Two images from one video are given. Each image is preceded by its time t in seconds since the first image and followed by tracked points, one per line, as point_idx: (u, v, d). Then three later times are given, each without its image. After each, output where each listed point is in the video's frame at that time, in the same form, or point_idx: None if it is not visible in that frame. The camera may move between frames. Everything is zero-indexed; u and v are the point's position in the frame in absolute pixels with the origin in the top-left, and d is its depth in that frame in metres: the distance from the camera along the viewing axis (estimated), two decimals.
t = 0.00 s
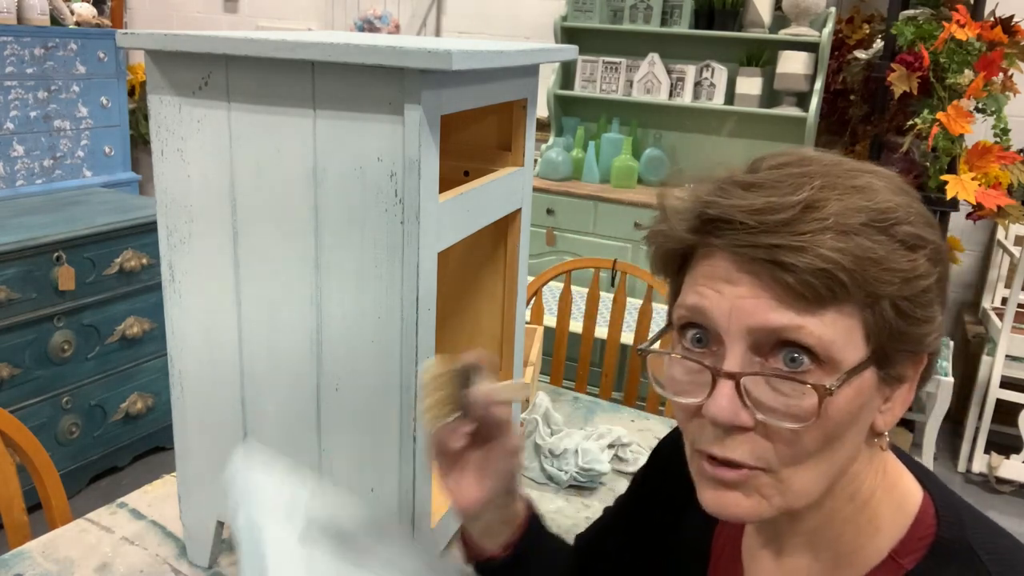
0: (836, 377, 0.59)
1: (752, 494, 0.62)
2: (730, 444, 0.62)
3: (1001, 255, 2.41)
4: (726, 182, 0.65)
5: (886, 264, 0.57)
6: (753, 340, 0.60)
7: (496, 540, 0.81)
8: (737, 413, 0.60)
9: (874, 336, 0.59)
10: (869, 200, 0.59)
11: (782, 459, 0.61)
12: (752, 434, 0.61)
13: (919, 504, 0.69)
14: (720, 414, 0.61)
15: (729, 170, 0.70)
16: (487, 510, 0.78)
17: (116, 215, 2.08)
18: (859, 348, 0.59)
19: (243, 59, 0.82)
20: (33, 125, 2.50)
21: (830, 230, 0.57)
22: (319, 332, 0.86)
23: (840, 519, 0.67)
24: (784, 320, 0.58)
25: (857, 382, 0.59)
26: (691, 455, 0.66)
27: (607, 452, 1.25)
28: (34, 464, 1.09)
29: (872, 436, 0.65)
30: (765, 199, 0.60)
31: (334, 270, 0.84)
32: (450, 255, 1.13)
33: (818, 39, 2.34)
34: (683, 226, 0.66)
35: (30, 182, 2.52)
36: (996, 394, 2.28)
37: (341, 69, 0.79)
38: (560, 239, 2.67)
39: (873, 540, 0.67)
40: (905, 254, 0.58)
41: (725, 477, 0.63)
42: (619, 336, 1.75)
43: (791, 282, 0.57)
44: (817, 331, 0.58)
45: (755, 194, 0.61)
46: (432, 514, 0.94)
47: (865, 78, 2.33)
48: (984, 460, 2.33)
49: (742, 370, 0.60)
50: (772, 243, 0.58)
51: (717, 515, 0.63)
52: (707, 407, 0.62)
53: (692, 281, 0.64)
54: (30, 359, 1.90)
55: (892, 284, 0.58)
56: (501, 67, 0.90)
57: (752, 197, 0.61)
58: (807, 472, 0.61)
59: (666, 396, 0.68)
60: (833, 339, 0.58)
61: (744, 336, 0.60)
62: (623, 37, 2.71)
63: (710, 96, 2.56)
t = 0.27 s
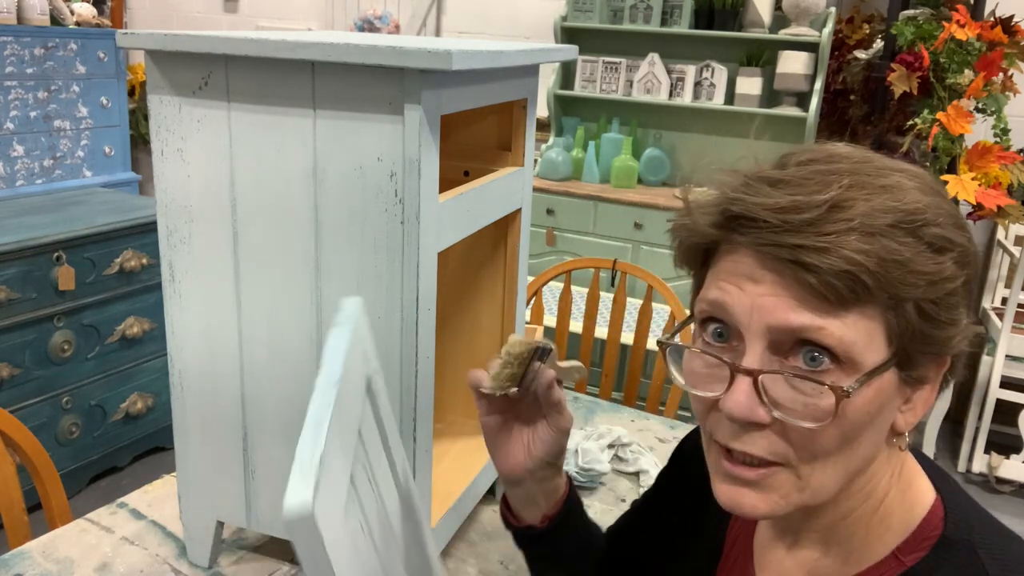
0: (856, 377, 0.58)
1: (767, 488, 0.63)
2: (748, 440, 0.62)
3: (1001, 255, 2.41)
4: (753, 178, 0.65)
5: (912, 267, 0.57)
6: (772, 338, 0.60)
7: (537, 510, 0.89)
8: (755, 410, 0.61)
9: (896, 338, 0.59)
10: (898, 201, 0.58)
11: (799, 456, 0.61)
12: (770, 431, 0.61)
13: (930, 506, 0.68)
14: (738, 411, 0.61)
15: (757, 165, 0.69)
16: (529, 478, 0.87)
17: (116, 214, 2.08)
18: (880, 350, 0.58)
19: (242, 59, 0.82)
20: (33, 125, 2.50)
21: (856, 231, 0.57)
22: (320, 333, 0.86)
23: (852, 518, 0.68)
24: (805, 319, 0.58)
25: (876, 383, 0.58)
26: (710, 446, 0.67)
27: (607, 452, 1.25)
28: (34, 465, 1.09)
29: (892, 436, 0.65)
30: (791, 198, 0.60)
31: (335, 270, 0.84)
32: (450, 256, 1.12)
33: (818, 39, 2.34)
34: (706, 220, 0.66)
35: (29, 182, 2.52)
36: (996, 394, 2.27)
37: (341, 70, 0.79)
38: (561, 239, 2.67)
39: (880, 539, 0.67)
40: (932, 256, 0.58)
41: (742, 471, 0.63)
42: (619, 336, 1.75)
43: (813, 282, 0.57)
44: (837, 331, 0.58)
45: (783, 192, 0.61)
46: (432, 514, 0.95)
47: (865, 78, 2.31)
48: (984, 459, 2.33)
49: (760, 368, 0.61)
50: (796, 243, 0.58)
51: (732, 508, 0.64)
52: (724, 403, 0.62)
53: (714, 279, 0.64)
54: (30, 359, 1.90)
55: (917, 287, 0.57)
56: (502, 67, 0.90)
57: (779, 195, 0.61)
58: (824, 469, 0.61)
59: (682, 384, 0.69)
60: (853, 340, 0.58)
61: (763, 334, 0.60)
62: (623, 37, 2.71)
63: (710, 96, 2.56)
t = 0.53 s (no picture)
0: (854, 385, 0.58)
1: (760, 493, 0.63)
2: (742, 445, 0.63)
3: (1001, 255, 2.41)
4: (753, 178, 0.64)
5: (912, 275, 0.57)
6: (769, 344, 0.60)
7: (535, 506, 0.94)
8: (750, 415, 0.61)
9: (894, 345, 0.59)
10: (899, 206, 0.58)
11: (794, 461, 0.61)
12: (764, 436, 0.61)
13: (913, 511, 0.68)
14: (734, 417, 0.61)
15: (756, 165, 0.68)
16: (523, 477, 0.92)
17: (116, 215, 2.08)
18: (877, 357, 0.59)
19: (242, 59, 0.82)
20: (33, 125, 2.50)
21: (857, 238, 0.57)
22: (320, 333, 0.86)
23: (839, 521, 0.68)
24: (803, 326, 0.58)
25: (873, 391, 0.59)
26: (704, 447, 0.68)
27: (607, 452, 1.25)
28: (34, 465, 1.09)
29: (888, 439, 0.65)
30: (792, 201, 0.60)
31: (334, 271, 0.84)
32: (449, 257, 1.14)
33: (818, 39, 2.34)
34: (704, 222, 0.65)
35: (29, 182, 2.52)
36: (996, 394, 2.27)
37: (341, 69, 0.78)
38: (561, 239, 2.67)
39: (864, 543, 0.68)
40: (932, 263, 0.58)
41: (736, 474, 0.64)
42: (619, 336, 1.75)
43: (812, 288, 0.57)
44: (835, 339, 0.58)
45: (783, 196, 0.60)
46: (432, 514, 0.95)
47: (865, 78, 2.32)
48: (984, 460, 2.33)
49: (756, 374, 0.61)
50: (796, 249, 0.58)
51: (724, 510, 0.65)
52: (719, 409, 0.62)
53: (711, 281, 0.64)
54: (30, 359, 1.90)
55: (916, 294, 0.57)
56: (501, 67, 0.90)
57: (779, 198, 0.60)
58: (818, 475, 0.61)
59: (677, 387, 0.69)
60: (851, 348, 0.58)
61: (759, 340, 0.60)
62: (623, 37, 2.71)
63: (710, 96, 2.56)
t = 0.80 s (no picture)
0: (847, 389, 0.58)
1: (752, 500, 0.63)
2: (735, 452, 0.62)
3: (1001, 255, 2.41)
4: (741, 180, 0.64)
5: (902, 277, 0.57)
6: (762, 348, 0.60)
7: (531, 512, 0.94)
8: (744, 422, 0.61)
9: (885, 348, 0.59)
10: (888, 208, 0.58)
11: (787, 468, 0.61)
12: (757, 443, 0.61)
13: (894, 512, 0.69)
14: (728, 424, 0.61)
15: (738, 166, 0.69)
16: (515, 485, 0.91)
17: (115, 215, 2.08)
18: (869, 359, 0.59)
19: (242, 58, 0.82)
20: (33, 125, 2.50)
21: (849, 240, 0.57)
22: (319, 332, 0.86)
23: (826, 526, 0.68)
24: (797, 328, 0.58)
25: (865, 394, 0.59)
26: (693, 457, 0.67)
27: (608, 452, 1.25)
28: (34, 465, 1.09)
29: (875, 441, 0.65)
30: (783, 204, 0.59)
31: (334, 270, 0.84)
32: (451, 256, 1.13)
33: (818, 39, 2.34)
34: (694, 225, 0.65)
35: (30, 182, 2.52)
36: (996, 394, 2.27)
37: (342, 69, 0.78)
38: (561, 239, 2.67)
39: (844, 546, 0.68)
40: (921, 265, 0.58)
41: (726, 482, 0.64)
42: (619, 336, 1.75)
43: (807, 292, 0.57)
44: (830, 342, 0.58)
45: (773, 198, 0.60)
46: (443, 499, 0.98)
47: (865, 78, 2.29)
48: (984, 460, 2.33)
49: (748, 379, 0.60)
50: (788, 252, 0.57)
51: (716, 519, 0.65)
52: (712, 416, 0.62)
53: (701, 286, 0.64)
54: (30, 359, 1.90)
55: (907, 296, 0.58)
56: (501, 68, 0.90)
57: (770, 201, 0.60)
58: (809, 480, 0.62)
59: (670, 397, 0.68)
60: (843, 350, 0.58)
61: (752, 344, 0.60)
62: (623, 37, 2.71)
63: (710, 96, 2.56)
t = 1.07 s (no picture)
0: (834, 400, 0.59)
1: (734, 509, 0.63)
2: (719, 459, 0.62)
3: (1001, 255, 2.41)
4: (731, 185, 0.64)
5: (893, 287, 0.57)
6: (748, 356, 0.60)
7: (531, 518, 0.94)
8: (729, 430, 0.61)
9: (873, 358, 0.59)
10: (879, 217, 0.57)
11: (771, 477, 0.61)
12: (741, 452, 0.61)
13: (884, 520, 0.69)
14: (713, 432, 0.61)
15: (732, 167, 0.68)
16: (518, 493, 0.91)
17: (116, 215, 2.08)
18: (856, 370, 0.59)
19: (242, 58, 0.82)
20: (33, 125, 2.50)
21: (838, 249, 0.56)
22: (319, 332, 0.86)
23: (814, 531, 0.68)
24: (785, 337, 0.58)
25: (852, 405, 0.59)
26: (678, 464, 0.67)
27: (607, 452, 1.25)
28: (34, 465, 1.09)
29: (863, 449, 0.66)
30: (772, 211, 0.59)
31: (334, 270, 0.84)
32: (450, 257, 1.12)
33: (818, 39, 2.34)
34: (681, 230, 0.65)
35: (30, 182, 2.52)
36: (996, 394, 2.27)
37: (342, 70, 0.78)
38: (560, 239, 2.67)
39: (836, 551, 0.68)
40: (913, 273, 0.58)
41: (710, 489, 0.64)
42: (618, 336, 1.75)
43: (793, 302, 0.57)
44: (817, 352, 0.58)
45: (763, 204, 0.60)
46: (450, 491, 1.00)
47: (865, 78, 2.28)
48: (984, 460, 2.33)
49: (733, 388, 0.61)
50: (778, 262, 0.57)
51: (700, 524, 0.65)
52: (698, 424, 0.62)
53: (687, 292, 0.64)
54: (30, 359, 1.90)
55: (897, 306, 0.57)
56: (500, 67, 0.90)
57: (759, 208, 0.60)
58: (792, 490, 0.62)
59: (655, 402, 0.69)
60: (831, 361, 0.58)
61: (739, 352, 0.60)
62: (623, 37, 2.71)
63: (710, 96, 2.56)
